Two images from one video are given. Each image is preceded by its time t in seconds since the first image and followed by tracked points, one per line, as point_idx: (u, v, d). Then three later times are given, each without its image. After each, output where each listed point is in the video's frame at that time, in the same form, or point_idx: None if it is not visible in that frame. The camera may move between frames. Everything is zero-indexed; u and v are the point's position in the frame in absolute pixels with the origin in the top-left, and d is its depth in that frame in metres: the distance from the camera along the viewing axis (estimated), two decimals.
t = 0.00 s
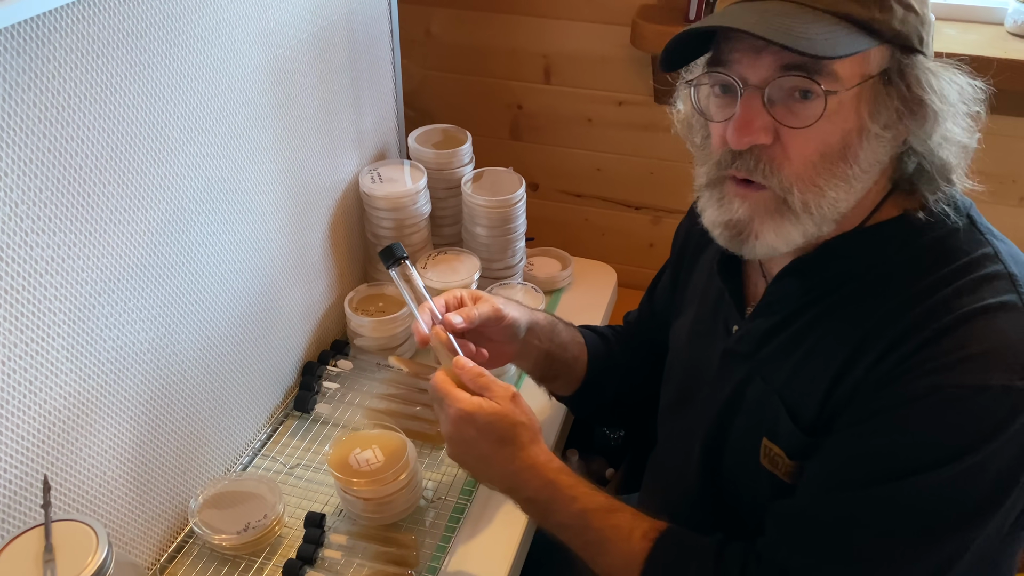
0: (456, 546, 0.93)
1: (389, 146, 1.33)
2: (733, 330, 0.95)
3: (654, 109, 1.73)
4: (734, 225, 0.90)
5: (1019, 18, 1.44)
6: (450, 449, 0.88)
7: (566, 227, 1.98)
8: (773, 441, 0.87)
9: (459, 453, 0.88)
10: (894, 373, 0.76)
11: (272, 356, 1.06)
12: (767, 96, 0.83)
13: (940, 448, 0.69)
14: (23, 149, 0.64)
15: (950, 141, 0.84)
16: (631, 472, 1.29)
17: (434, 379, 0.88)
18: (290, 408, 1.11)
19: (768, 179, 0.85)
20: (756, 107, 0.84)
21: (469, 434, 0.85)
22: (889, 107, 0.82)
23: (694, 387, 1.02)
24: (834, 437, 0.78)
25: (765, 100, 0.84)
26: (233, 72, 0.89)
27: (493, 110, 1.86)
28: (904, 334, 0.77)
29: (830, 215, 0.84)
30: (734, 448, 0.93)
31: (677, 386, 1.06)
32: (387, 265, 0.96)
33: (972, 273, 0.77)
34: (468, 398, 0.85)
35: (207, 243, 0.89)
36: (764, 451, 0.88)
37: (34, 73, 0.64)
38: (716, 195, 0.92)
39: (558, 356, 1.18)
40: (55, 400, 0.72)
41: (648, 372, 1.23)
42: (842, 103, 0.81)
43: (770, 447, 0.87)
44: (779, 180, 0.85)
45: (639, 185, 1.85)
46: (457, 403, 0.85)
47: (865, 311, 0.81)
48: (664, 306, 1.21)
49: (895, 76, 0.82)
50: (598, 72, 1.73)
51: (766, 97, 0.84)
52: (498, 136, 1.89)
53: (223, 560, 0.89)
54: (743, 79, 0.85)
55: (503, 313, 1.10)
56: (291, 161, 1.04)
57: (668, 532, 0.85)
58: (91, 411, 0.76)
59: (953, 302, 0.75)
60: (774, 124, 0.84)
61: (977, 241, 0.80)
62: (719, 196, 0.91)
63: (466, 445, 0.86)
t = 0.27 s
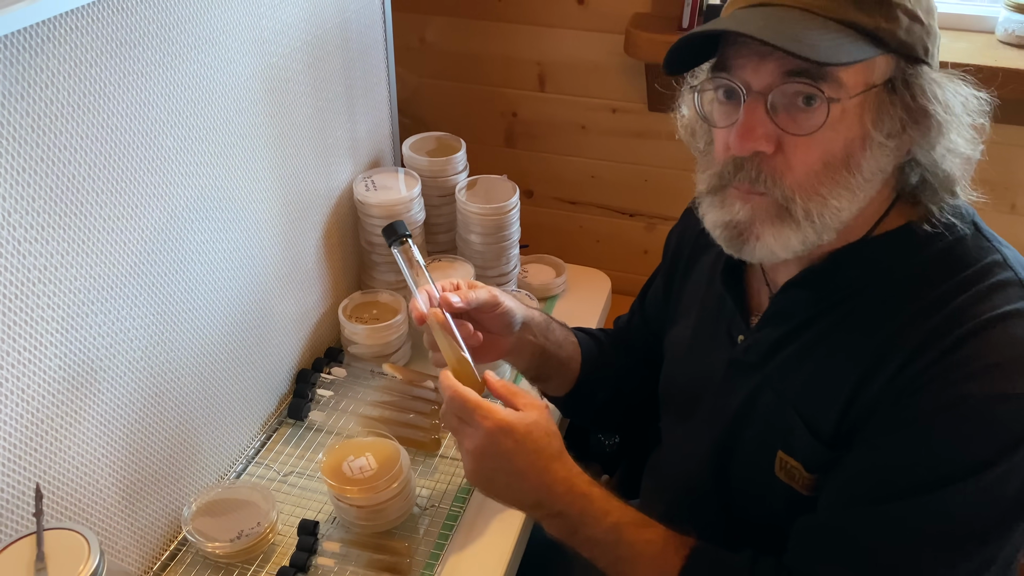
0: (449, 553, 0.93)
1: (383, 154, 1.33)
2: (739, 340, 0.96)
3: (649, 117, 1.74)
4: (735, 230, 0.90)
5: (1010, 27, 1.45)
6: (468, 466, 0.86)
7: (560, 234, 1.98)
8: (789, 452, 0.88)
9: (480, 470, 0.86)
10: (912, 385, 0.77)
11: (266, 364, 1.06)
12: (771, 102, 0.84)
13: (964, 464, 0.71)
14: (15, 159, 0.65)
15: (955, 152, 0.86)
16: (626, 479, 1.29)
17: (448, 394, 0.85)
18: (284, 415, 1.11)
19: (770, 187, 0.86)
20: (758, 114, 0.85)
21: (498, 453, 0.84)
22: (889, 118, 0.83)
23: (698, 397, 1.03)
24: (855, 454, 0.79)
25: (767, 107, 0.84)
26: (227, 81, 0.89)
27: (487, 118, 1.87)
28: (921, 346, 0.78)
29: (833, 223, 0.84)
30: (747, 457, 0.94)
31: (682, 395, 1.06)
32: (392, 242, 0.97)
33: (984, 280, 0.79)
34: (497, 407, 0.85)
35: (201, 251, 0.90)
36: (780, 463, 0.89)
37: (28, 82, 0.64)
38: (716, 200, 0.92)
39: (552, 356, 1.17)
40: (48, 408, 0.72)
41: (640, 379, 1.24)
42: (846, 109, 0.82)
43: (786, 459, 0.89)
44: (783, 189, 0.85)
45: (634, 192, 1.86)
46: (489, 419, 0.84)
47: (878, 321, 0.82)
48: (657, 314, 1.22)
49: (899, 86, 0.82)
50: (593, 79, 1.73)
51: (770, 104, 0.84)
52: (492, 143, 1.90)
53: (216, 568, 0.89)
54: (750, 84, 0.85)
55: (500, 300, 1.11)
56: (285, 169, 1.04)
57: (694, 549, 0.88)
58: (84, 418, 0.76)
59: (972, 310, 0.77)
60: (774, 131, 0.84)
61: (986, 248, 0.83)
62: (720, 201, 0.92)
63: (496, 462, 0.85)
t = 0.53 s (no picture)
0: (445, 560, 0.93)
1: (379, 161, 1.34)
2: (746, 351, 0.96)
3: (645, 122, 1.75)
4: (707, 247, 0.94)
5: (1004, 33, 1.46)
6: (464, 484, 0.87)
7: (557, 240, 1.99)
8: (794, 467, 0.88)
9: (475, 489, 0.87)
10: (924, 401, 0.77)
11: (262, 370, 1.06)
12: (718, 143, 0.85)
13: (969, 481, 0.71)
14: (11, 168, 0.65)
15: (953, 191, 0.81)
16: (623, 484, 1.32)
17: (444, 415, 0.85)
18: (280, 422, 1.11)
19: (726, 214, 0.88)
20: (709, 151, 0.86)
21: (494, 474, 0.85)
22: (888, 155, 0.78)
23: (705, 407, 1.04)
24: (858, 468, 0.80)
25: (717, 146, 0.85)
26: (223, 89, 0.89)
27: (484, 124, 1.87)
28: (930, 364, 0.78)
29: (789, 250, 0.85)
30: (750, 470, 0.94)
31: (687, 405, 1.07)
32: (371, 263, 1.00)
33: (995, 301, 0.79)
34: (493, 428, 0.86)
35: (197, 258, 0.90)
36: (784, 477, 0.89)
37: (24, 92, 0.65)
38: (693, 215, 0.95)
39: (542, 363, 1.18)
40: (44, 415, 0.72)
41: (642, 386, 1.24)
42: (790, 155, 0.81)
43: (790, 472, 0.89)
44: (738, 217, 0.87)
45: (631, 198, 1.86)
46: (484, 442, 0.84)
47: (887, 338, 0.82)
48: (662, 322, 1.21)
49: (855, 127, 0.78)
50: (589, 86, 1.74)
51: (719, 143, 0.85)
52: (488, 149, 1.91)
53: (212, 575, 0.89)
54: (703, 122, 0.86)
55: (486, 315, 1.10)
56: (281, 176, 1.04)
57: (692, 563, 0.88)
58: (81, 425, 0.77)
59: (978, 332, 0.77)
60: (724, 170, 0.86)
61: (996, 267, 0.82)
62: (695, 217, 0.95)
63: (490, 482, 0.86)
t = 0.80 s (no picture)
0: (444, 564, 0.93)
1: (378, 165, 1.34)
2: (742, 359, 0.96)
3: (643, 127, 1.75)
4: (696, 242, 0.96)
5: (1000, 38, 1.47)
6: (462, 493, 0.87)
7: (556, 244, 1.99)
8: (783, 477, 0.89)
9: (473, 498, 0.87)
10: (913, 417, 0.78)
11: (260, 375, 1.07)
12: (706, 142, 0.86)
13: (966, 491, 0.71)
14: (11, 174, 0.65)
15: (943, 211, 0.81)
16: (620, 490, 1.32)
17: (440, 423, 0.86)
18: (278, 426, 1.11)
19: (711, 211, 0.90)
20: (698, 149, 0.88)
21: (492, 481, 0.85)
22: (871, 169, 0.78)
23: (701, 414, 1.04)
24: (851, 483, 0.80)
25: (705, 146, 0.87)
26: (221, 95, 0.90)
27: (482, 129, 1.88)
28: (921, 379, 0.78)
29: (769, 255, 0.86)
30: (743, 479, 0.94)
31: (682, 412, 1.07)
32: (372, 271, 1.00)
33: (989, 316, 0.79)
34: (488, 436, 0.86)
35: (196, 263, 0.90)
36: (774, 488, 0.90)
37: (24, 98, 0.65)
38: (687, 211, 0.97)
39: (544, 370, 1.18)
40: (43, 420, 0.72)
41: (642, 391, 1.25)
42: (773, 159, 0.82)
43: (780, 483, 0.89)
44: (721, 217, 0.89)
45: (629, 202, 1.86)
46: (480, 449, 0.85)
47: (881, 348, 0.82)
48: (665, 323, 1.22)
49: (839, 137, 0.79)
50: (587, 91, 1.74)
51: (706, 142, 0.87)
52: (486, 154, 1.91)
53: None
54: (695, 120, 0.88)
55: (486, 323, 1.10)
56: (279, 181, 1.05)
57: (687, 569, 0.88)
58: (79, 431, 0.77)
59: (969, 347, 0.77)
60: (711, 168, 0.88)
61: (990, 282, 0.82)
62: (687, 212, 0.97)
63: (488, 491, 0.86)
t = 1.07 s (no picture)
0: (442, 569, 0.93)
1: (377, 170, 1.34)
2: (738, 364, 0.96)
3: (642, 132, 1.76)
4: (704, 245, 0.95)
5: (997, 43, 1.47)
6: (454, 493, 0.87)
7: (554, 248, 1.99)
8: (776, 484, 0.89)
9: (464, 499, 0.87)
10: (903, 428, 0.78)
11: (259, 380, 1.07)
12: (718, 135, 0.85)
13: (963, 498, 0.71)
14: (10, 180, 0.65)
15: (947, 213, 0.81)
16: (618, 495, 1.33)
17: (433, 422, 0.85)
18: (277, 431, 1.11)
19: (720, 210, 0.89)
20: (709, 144, 0.87)
21: (484, 481, 0.85)
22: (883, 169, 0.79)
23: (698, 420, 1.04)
24: (838, 494, 0.81)
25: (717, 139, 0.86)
26: (220, 101, 0.90)
27: (481, 133, 1.88)
28: (914, 388, 0.79)
29: (779, 255, 0.86)
30: (737, 485, 0.95)
31: (679, 418, 1.08)
32: (374, 275, 0.96)
33: (983, 326, 0.79)
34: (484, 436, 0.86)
35: (194, 269, 0.90)
36: (766, 493, 0.90)
37: (24, 105, 0.65)
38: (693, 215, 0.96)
39: (548, 376, 1.18)
40: (42, 426, 0.73)
41: (642, 396, 1.25)
42: (787, 156, 0.82)
43: (772, 490, 0.90)
44: (732, 215, 0.88)
45: (627, 207, 1.87)
46: (474, 448, 0.84)
47: (876, 356, 0.82)
48: (666, 327, 1.22)
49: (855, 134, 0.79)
50: (586, 96, 1.75)
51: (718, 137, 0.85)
52: (485, 159, 1.91)
53: None
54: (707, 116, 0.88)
55: (487, 328, 1.10)
56: (278, 186, 1.05)
57: None
58: (78, 436, 0.77)
59: (965, 356, 0.77)
60: (722, 164, 0.86)
61: (988, 293, 0.83)
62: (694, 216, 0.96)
63: (479, 491, 0.86)
